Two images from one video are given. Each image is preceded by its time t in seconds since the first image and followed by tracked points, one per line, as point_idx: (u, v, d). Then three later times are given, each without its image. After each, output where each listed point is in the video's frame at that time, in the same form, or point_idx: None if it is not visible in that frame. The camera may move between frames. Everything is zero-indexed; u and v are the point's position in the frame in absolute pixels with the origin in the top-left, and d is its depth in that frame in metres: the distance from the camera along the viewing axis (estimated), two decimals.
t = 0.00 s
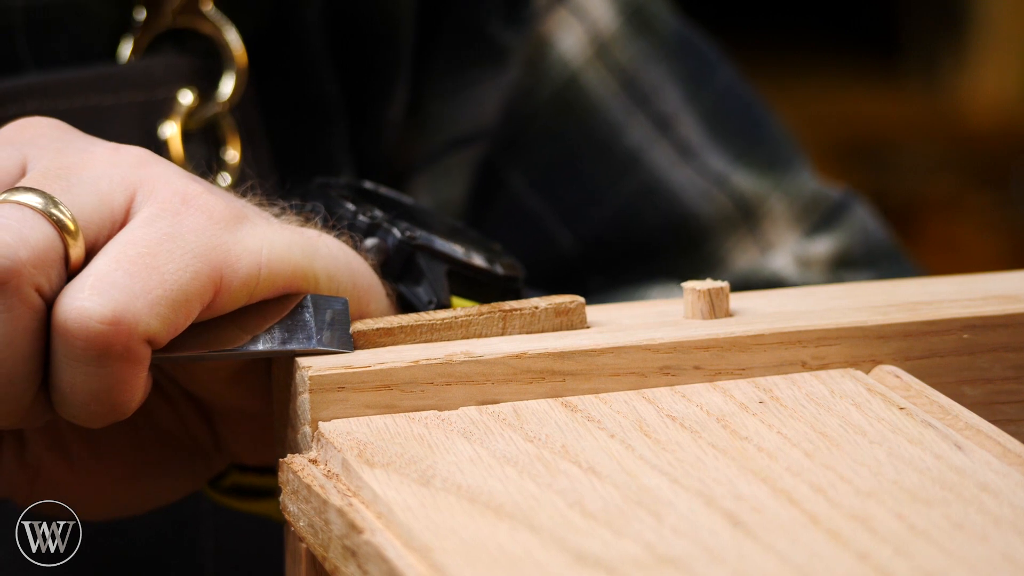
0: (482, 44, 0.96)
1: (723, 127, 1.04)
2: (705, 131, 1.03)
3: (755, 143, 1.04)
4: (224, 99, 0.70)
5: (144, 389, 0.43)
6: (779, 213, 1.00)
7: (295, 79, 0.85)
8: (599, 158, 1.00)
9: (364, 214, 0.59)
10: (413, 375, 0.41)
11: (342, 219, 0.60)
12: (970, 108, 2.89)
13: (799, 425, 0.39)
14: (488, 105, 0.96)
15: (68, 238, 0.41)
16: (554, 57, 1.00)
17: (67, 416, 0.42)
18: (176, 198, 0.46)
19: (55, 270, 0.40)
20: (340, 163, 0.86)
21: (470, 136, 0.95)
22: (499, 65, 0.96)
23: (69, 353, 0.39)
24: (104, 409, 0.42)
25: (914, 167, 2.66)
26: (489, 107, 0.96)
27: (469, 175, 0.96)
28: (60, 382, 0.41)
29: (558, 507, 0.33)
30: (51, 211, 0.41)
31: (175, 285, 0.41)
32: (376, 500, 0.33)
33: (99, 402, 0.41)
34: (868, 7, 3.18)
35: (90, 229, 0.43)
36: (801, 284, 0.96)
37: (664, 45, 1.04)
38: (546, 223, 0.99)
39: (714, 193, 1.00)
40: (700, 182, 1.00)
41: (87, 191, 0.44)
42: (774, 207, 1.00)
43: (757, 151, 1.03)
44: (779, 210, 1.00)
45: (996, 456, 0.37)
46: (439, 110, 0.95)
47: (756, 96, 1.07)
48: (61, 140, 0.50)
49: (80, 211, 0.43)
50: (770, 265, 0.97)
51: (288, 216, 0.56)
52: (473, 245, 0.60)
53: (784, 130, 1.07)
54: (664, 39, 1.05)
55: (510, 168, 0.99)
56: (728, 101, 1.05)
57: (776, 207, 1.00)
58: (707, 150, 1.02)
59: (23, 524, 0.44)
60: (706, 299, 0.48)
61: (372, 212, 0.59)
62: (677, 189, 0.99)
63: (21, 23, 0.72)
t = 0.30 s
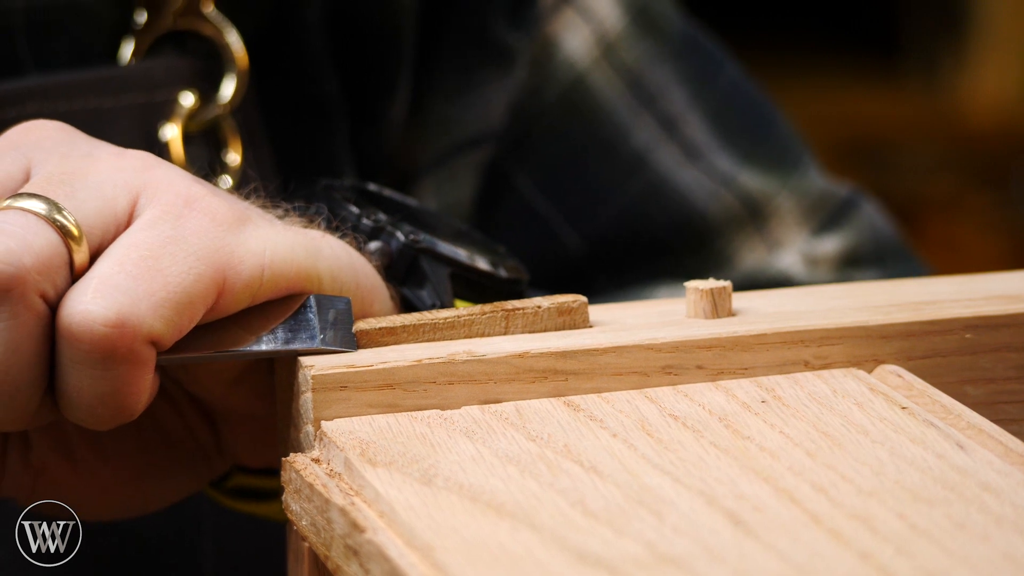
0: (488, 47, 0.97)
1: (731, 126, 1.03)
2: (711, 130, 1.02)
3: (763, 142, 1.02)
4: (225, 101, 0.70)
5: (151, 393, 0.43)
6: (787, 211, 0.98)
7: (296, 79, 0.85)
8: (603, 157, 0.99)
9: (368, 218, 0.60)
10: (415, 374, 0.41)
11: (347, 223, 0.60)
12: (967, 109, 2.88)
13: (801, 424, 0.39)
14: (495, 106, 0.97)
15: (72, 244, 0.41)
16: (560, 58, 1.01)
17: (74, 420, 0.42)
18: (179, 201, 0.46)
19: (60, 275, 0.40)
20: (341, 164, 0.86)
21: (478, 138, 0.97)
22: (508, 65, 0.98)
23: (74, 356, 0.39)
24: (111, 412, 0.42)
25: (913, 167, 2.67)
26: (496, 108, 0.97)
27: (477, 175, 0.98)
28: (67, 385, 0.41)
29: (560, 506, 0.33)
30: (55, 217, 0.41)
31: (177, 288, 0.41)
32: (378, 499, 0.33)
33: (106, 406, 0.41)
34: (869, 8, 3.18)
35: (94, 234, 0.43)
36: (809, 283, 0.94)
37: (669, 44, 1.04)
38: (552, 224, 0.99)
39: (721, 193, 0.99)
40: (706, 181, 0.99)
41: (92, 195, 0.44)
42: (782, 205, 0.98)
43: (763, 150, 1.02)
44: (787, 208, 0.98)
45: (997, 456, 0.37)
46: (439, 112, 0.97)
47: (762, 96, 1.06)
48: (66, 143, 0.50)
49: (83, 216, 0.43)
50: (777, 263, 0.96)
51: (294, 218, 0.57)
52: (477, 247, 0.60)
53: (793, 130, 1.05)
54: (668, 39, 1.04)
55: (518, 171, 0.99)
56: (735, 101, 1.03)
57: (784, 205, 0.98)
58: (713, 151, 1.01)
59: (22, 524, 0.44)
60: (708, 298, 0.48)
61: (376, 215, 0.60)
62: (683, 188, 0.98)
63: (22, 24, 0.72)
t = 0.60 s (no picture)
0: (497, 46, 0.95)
1: (734, 122, 1.05)
2: (716, 127, 1.04)
3: (766, 138, 1.05)
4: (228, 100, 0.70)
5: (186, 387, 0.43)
6: (793, 204, 1.01)
7: (299, 79, 0.85)
8: (612, 154, 1.00)
9: (389, 209, 0.58)
10: (411, 375, 0.41)
11: (369, 215, 0.59)
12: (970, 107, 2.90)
13: (797, 425, 0.39)
14: (501, 106, 0.95)
15: (108, 237, 0.41)
16: (569, 54, 1.00)
17: (110, 412, 0.42)
18: (210, 195, 0.46)
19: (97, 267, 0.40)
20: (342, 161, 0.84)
21: (481, 137, 0.94)
22: (515, 63, 0.95)
23: (112, 346, 0.39)
24: (146, 406, 0.41)
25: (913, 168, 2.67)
26: (503, 107, 0.95)
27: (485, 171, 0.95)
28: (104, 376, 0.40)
29: (556, 507, 0.33)
30: (91, 209, 0.41)
31: (212, 280, 0.41)
32: (374, 500, 0.33)
33: (142, 399, 0.41)
34: (868, 7, 3.18)
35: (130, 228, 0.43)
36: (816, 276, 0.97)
37: (671, 41, 1.06)
38: (563, 220, 0.99)
39: (729, 187, 1.00)
40: (713, 177, 1.00)
41: (127, 186, 0.44)
42: (789, 198, 1.01)
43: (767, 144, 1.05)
44: (794, 201, 1.01)
45: (994, 456, 0.37)
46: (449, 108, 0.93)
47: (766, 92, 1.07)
48: (94, 138, 0.49)
49: (119, 210, 0.43)
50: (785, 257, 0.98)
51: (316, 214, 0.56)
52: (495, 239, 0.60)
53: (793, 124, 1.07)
54: (672, 37, 1.06)
55: (524, 168, 0.99)
56: (739, 99, 1.06)
57: (790, 198, 1.01)
58: (719, 146, 1.03)
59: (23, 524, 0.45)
60: (705, 299, 0.48)
61: (397, 207, 0.59)
62: (692, 184, 0.99)
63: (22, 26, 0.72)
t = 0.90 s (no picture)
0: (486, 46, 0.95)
1: (720, 127, 1.05)
2: (704, 133, 1.05)
3: (753, 145, 1.04)
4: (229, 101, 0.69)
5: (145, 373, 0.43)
6: (779, 212, 1.01)
7: (298, 79, 0.85)
8: (599, 156, 1.00)
9: (363, 204, 0.60)
10: (404, 376, 0.41)
11: (341, 209, 0.60)
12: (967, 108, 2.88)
13: (791, 425, 0.39)
14: (490, 108, 0.95)
15: (81, 216, 0.41)
16: (553, 54, 1.01)
17: (63, 393, 0.42)
18: (189, 185, 0.46)
19: (67, 245, 0.41)
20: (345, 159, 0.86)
21: (474, 134, 0.95)
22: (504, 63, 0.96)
23: (74, 326, 0.40)
24: (103, 388, 0.41)
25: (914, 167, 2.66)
26: (491, 109, 0.96)
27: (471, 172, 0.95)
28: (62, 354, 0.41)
29: (551, 508, 0.33)
30: (65, 187, 0.41)
31: (180, 268, 0.42)
32: (369, 501, 0.33)
33: (98, 381, 0.41)
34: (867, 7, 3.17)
35: (104, 211, 0.43)
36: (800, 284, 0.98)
37: (660, 44, 1.06)
38: (547, 222, 0.98)
39: (713, 194, 1.01)
40: (699, 182, 1.01)
41: (103, 170, 0.45)
42: (774, 206, 1.01)
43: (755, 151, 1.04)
44: (779, 209, 1.01)
45: (988, 456, 0.37)
46: (440, 109, 0.94)
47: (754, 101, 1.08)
48: (74, 123, 0.49)
49: (94, 191, 0.43)
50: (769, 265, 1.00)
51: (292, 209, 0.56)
52: (471, 236, 0.61)
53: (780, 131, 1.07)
54: (662, 40, 1.06)
55: (511, 169, 0.99)
56: (726, 105, 1.06)
57: (775, 206, 1.01)
58: (705, 152, 1.04)
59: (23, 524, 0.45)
60: (697, 299, 0.48)
61: (371, 202, 0.60)
62: (677, 190, 1.00)
63: (28, 28, 0.73)
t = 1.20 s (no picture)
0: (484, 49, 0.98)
1: (719, 127, 1.03)
2: (702, 134, 1.02)
3: (753, 148, 1.03)
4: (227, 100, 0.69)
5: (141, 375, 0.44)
6: (776, 215, 0.99)
7: (294, 82, 0.85)
8: (596, 159, 1.01)
9: (362, 207, 0.59)
10: (404, 376, 0.41)
11: (339, 211, 0.60)
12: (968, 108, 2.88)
13: (791, 425, 0.39)
14: (486, 108, 0.98)
15: (74, 217, 0.41)
16: (552, 58, 1.01)
17: (60, 398, 0.42)
18: (183, 187, 0.46)
19: (58, 247, 0.40)
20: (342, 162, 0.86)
21: (471, 137, 0.97)
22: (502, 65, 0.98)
23: (69, 334, 0.40)
24: (99, 392, 0.42)
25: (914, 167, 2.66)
26: (488, 111, 0.98)
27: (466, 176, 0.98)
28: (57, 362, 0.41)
29: (551, 508, 0.33)
30: (58, 188, 0.41)
31: (176, 274, 0.41)
32: (369, 501, 0.33)
33: (94, 387, 0.41)
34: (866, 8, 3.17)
35: (95, 212, 0.43)
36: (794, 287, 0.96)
37: (661, 47, 1.04)
38: (545, 224, 1.00)
39: (711, 195, 1.00)
40: (695, 184, 1.00)
41: (96, 172, 0.44)
42: (771, 209, 0.99)
43: (754, 154, 1.02)
44: (776, 212, 0.99)
45: (988, 456, 0.37)
46: (439, 110, 0.97)
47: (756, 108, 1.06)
48: (69, 123, 0.49)
49: (86, 192, 0.43)
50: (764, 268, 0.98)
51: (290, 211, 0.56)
52: (470, 240, 0.60)
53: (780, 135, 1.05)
54: (662, 42, 1.05)
55: (511, 172, 1.01)
56: (726, 106, 1.03)
57: (772, 209, 0.99)
58: (703, 153, 1.02)
59: (23, 524, 0.44)
60: (697, 299, 0.48)
61: (370, 205, 0.60)
62: (673, 192, 1.00)
63: (27, 28, 0.73)
